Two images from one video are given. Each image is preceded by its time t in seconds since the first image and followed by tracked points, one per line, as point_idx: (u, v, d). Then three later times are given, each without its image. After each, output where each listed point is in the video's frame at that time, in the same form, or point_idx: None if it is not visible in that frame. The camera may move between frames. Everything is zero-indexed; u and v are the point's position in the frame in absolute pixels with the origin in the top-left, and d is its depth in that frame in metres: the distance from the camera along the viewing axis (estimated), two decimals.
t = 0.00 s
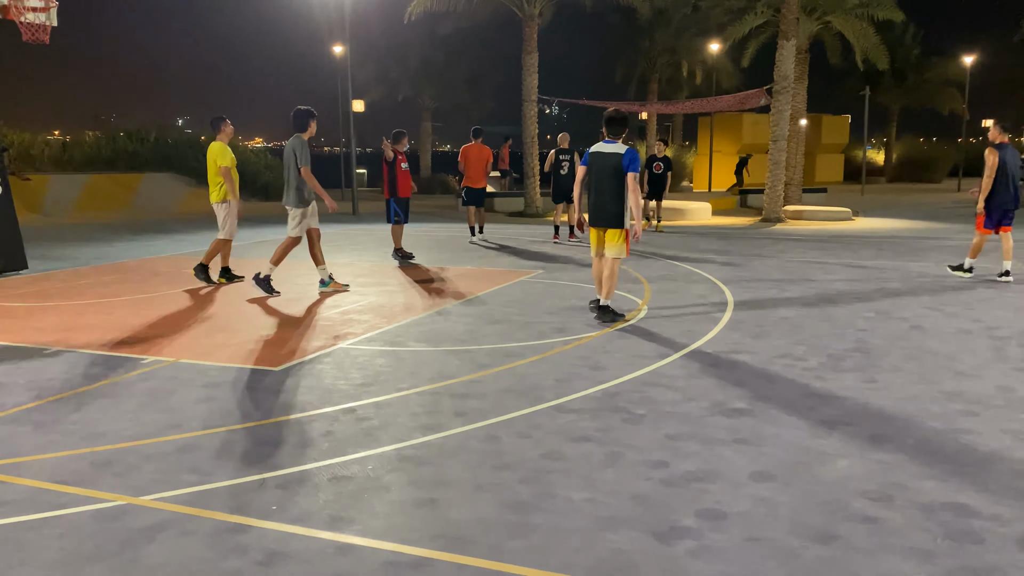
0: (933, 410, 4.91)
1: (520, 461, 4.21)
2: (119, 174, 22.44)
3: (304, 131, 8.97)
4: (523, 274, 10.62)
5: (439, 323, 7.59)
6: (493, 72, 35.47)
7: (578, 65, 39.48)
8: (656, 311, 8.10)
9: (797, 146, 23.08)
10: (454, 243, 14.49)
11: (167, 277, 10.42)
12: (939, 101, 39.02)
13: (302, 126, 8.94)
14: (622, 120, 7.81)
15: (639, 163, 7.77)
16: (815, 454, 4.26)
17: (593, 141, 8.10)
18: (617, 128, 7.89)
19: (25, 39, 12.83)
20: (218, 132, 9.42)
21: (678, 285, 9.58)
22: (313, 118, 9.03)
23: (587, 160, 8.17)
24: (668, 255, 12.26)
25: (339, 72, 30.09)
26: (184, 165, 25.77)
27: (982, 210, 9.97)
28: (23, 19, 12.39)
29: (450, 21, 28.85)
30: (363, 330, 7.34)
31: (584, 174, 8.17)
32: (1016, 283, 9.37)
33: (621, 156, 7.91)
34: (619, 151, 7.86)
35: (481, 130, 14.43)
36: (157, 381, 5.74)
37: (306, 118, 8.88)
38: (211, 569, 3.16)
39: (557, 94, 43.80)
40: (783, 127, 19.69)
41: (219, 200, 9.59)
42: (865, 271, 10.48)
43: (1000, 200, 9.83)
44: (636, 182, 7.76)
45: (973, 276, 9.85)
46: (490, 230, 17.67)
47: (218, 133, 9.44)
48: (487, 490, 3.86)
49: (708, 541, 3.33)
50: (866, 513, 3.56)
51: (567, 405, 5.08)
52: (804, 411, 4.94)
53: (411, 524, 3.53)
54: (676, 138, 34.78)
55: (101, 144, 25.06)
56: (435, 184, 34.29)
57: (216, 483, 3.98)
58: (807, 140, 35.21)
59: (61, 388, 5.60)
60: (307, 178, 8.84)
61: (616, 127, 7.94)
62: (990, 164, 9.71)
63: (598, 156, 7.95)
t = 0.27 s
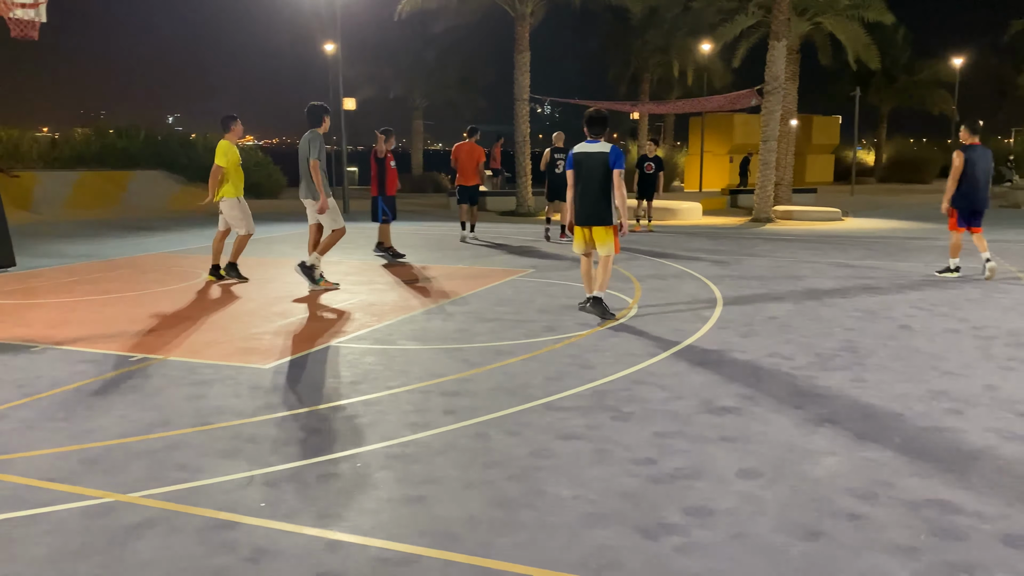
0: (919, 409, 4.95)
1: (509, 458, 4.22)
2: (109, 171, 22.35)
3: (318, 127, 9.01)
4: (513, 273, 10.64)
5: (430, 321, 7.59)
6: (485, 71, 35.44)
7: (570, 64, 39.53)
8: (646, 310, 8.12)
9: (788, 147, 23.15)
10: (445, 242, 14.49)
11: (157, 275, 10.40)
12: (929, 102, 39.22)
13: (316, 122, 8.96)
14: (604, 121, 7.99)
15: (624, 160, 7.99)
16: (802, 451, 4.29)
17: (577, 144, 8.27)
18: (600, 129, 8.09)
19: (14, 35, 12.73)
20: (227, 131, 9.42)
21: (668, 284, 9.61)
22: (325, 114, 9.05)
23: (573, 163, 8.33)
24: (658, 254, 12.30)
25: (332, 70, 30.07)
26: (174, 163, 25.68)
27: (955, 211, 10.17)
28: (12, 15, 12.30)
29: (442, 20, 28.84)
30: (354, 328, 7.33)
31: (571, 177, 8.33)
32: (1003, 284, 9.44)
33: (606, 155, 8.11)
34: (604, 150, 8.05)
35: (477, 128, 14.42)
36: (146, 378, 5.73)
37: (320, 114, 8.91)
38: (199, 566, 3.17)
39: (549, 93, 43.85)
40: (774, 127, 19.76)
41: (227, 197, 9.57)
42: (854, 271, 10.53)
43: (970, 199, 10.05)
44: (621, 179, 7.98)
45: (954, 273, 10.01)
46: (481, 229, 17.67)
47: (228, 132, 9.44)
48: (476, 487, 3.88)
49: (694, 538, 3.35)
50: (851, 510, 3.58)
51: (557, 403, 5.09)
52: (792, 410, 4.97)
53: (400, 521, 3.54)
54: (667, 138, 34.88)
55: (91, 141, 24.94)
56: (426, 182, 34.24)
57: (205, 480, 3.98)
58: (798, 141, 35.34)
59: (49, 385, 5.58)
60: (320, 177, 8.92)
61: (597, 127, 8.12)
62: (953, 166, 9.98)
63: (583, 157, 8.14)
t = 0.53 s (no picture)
0: (910, 409, 4.98)
1: (502, 457, 4.22)
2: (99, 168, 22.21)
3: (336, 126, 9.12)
4: (506, 272, 10.65)
5: (422, 321, 7.59)
6: (478, 70, 35.41)
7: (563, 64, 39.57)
8: (639, 309, 8.14)
9: (780, 147, 23.21)
10: (437, 241, 14.49)
11: (148, 273, 10.35)
12: (921, 104, 39.38)
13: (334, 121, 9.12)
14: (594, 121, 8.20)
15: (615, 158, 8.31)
16: (793, 451, 4.30)
17: (566, 144, 8.34)
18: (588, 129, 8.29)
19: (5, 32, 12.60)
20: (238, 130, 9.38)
21: (661, 284, 9.63)
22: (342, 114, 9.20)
23: (561, 164, 8.40)
24: (651, 254, 12.33)
25: (325, 68, 30.03)
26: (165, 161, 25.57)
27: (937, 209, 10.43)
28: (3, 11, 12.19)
29: (436, 19, 28.84)
30: (346, 327, 7.32)
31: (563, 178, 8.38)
32: (993, 285, 9.50)
33: (597, 154, 8.33)
34: (596, 149, 8.28)
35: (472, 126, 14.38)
36: (138, 377, 5.71)
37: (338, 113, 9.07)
38: (192, 564, 3.16)
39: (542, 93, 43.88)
40: (766, 128, 19.82)
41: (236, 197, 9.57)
42: (845, 272, 10.57)
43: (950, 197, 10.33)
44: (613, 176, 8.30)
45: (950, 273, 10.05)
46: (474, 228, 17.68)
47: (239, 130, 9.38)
48: (469, 486, 3.88)
49: (686, 538, 3.36)
50: (843, 510, 3.60)
51: (550, 403, 5.10)
52: (783, 410, 4.99)
53: (393, 520, 3.54)
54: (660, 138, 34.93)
55: (82, 138, 24.81)
56: (419, 181, 34.22)
57: (198, 479, 3.97)
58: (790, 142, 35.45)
59: (40, 383, 5.56)
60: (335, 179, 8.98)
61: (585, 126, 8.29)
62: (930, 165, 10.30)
63: (576, 157, 8.27)
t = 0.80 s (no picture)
0: (905, 411, 4.98)
1: (498, 459, 4.21)
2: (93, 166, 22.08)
3: (355, 125, 9.34)
4: (500, 273, 10.65)
5: (417, 320, 7.57)
6: (474, 69, 35.36)
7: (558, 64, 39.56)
8: (635, 310, 8.13)
9: (775, 148, 23.24)
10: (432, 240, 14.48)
11: (142, 272, 10.32)
12: (915, 106, 39.48)
13: (353, 121, 9.30)
14: (591, 123, 8.23)
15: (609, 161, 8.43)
16: (789, 453, 4.30)
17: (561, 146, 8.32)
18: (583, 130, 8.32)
19: None
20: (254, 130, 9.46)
21: (655, 284, 9.63)
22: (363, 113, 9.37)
23: (556, 164, 8.33)
24: (646, 254, 12.32)
25: (319, 67, 29.97)
26: (160, 159, 25.48)
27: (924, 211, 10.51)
28: None
29: (431, 18, 28.78)
30: (341, 326, 7.31)
31: (558, 179, 8.31)
32: (988, 287, 9.51)
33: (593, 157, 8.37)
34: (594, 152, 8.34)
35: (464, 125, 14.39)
36: (131, 376, 5.69)
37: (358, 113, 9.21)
38: (186, 566, 3.13)
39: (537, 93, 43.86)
40: (761, 129, 19.83)
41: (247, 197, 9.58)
42: (840, 273, 10.58)
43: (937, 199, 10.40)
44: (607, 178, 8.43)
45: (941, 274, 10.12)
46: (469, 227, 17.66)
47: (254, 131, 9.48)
48: (466, 487, 3.87)
49: (683, 539, 3.35)
50: (839, 511, 3.60)
51: (545, 403, 5.09)
52: (779, 411, 4.98)
53: (388, 521, 3.53)
54: (655, 139, 34.95)
55: (76, 136, 24.72)
56: (415, 180, 34.18)
57: (192, 479, 3.95)
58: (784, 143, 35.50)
59: (33, 382, 5.52)
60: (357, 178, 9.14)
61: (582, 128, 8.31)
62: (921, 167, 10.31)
63: (573, 157, 8.28)
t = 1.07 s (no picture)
0: (903, 413, 4.99)
1: (497, 459, 4.21)
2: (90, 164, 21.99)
3: (363, 125, 9.35)
4: (498, 273, 10.65)
5: (415, 321, 7.57)
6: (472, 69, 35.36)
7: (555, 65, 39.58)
8: (633, 311, 8.13)
9: (773, 150, 23.26)
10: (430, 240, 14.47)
11: (139, 270, 10.29)
12: (911, 108, 39.57)
13: (360, 119, 9.30)
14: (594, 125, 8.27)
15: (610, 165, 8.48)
16: (787, 454, 4.31)
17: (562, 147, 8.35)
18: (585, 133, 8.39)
19: None
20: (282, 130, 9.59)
21: (653, 285, 9.63)
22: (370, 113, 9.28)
23: (556, 164, 8.33)
24: (643, 255, 12.33)
25: (317, 67, 29.96)
26: (157, 158, 25.43)
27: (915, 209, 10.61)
28: None
29: (429, 18, 28.78)
30: (338, 326, 7.31)
31: (558, 178, 8.29)
32: (984, 289, 9.54)
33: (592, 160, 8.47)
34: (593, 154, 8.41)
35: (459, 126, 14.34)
36: (128, 375, 5.68)
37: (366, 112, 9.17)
38: (184, 566, 3.13)
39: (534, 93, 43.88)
40: (758, 131, 19.86)
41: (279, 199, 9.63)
42: (837, 274, 10.59)
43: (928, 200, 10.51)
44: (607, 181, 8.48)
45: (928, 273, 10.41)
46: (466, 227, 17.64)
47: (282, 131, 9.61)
48: (464, 488, 3.86)
49: (682, 541, 3.36)
50: (837, 513, 3.60)
51: (543, 404, 5.09)
52: (777, 412, 4.99)
53: (387, 522, 3.53)
54: (652, 139, 34.97)
55: (73, 134, 24.67)
56: (412, 180, 34.16)
57: (189, 480, 3.94)
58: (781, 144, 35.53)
59: (30, 381, 5.51)
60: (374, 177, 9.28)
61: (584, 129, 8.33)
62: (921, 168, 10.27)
63: (574, 158, 8.31)
